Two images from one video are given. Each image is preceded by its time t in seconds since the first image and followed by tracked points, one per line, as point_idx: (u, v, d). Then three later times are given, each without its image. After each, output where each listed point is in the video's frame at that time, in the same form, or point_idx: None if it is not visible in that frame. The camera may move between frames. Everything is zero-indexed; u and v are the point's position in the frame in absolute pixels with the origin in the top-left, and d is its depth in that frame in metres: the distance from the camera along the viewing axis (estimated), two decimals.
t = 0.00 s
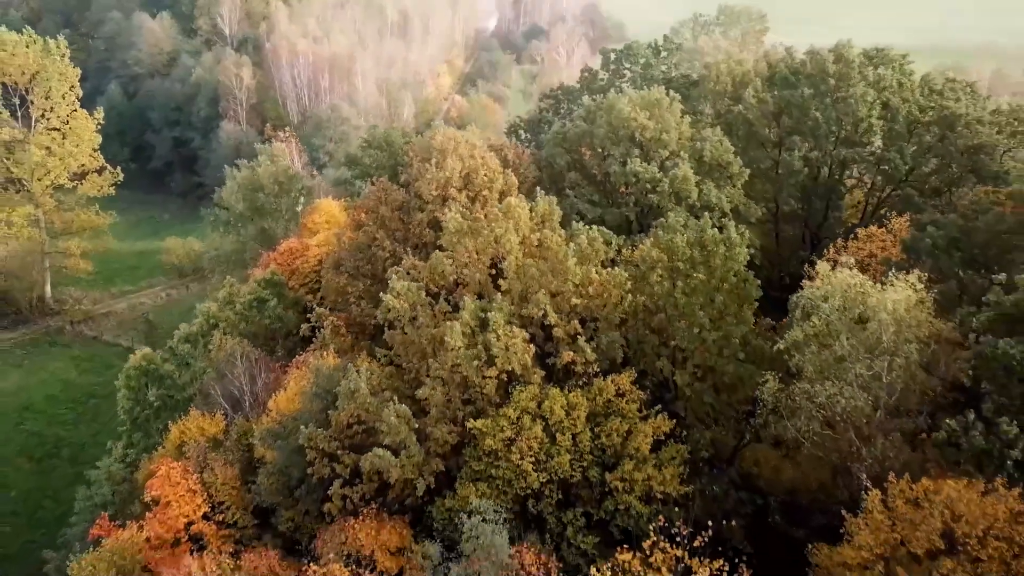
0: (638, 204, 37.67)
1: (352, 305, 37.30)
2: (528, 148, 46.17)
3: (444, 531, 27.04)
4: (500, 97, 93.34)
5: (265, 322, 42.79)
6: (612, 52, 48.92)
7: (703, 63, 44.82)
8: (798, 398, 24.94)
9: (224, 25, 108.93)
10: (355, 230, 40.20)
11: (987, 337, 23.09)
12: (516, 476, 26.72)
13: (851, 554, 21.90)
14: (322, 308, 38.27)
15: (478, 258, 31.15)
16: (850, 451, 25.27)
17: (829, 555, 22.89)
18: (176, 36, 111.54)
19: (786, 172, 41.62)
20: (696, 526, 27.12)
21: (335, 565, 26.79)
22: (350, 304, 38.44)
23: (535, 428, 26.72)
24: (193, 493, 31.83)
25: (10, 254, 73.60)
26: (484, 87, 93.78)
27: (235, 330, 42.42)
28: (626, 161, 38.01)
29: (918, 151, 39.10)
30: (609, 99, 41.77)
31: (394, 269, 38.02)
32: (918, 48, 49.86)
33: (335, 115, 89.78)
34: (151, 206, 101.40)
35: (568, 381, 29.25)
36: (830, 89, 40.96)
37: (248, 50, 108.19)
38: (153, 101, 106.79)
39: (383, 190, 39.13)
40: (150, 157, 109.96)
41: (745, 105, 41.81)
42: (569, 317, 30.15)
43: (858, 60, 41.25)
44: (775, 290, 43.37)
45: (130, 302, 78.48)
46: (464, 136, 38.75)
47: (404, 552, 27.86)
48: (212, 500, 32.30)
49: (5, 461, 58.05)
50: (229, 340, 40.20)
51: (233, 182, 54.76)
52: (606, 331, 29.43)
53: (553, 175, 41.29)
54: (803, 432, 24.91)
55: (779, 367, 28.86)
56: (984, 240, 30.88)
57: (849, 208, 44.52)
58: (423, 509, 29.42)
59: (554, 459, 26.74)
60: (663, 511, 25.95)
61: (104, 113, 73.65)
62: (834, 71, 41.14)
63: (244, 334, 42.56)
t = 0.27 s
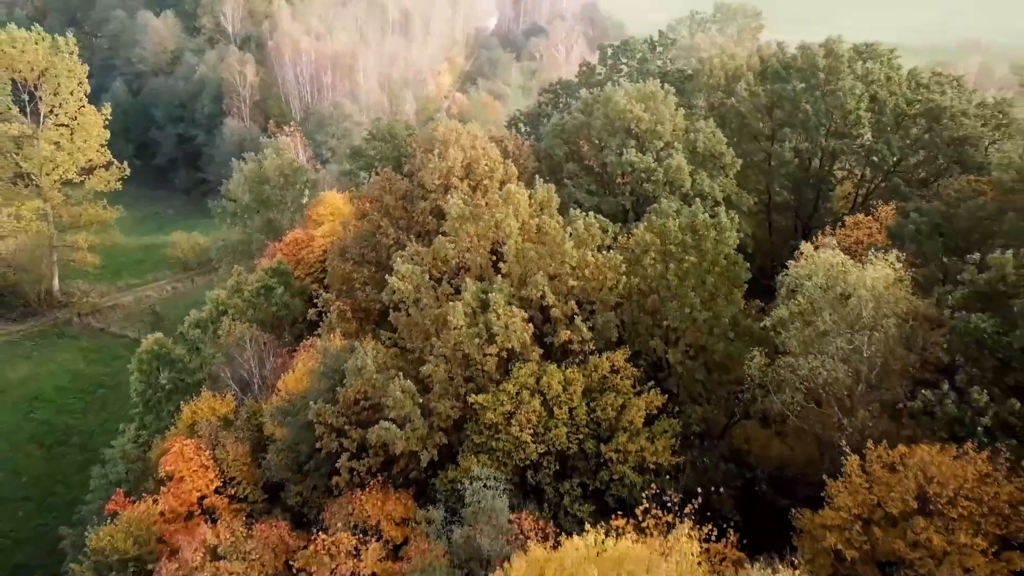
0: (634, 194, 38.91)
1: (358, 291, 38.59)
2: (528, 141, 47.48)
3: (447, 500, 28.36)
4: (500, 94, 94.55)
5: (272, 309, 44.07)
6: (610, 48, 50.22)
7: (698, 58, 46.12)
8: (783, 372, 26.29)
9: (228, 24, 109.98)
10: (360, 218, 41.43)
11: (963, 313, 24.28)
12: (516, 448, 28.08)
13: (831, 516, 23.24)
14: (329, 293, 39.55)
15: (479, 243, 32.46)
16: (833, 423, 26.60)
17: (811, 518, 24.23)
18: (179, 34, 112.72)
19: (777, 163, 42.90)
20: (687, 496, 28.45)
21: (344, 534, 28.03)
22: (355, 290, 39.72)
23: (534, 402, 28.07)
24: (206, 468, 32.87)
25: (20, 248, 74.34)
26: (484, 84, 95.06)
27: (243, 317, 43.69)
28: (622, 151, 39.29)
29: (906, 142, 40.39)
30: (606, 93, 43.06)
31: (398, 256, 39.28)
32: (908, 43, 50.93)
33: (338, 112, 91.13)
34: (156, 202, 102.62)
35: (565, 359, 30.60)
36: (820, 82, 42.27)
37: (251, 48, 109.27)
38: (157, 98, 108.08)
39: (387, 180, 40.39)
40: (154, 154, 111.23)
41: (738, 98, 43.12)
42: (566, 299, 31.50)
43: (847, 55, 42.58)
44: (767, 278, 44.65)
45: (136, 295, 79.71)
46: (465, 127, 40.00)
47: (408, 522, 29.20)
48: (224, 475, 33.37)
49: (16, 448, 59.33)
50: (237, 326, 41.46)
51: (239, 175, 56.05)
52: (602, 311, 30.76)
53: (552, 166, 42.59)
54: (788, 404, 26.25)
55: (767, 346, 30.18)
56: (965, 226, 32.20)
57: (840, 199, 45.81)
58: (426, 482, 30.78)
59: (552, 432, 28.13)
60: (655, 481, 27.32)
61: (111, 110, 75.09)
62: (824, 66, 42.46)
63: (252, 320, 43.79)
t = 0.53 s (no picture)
0: (631, 185, 39.96)
1: (363, 279, 39.68)
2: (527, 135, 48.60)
3: (449, 476, 29.46)
4: (500, 90, 95.41)
5: (278, 298, 45.17)
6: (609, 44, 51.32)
7: (693, 53, 47.23)
8: (772, 352, 27.43)
9: (231, 23, 110.67)
10: (364, 210, 42.40)
11: (939, 295, 25.69)
12: (516, 426, 29.21)
13: (817, 487, 24.41)
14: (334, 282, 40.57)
15: (480, 230, 33.57)
16: (819, 402, 27.77)
17: (798, 491, 25.35)
18: (183, 33, 113.77)
19: (771, 155, 44.00)
20: (680, 472, 29.61)
21: (351, 509, 29.00)
22: (360, 279, 40.81)
23: (533, 381, 29.19)
24: (216, 449, 33.44)
25: (29, 242, 74.57)
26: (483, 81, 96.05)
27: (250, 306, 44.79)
28: (619, 144, 40.39)
29: (897, 136, 41.26)
30: (604, 87, 44.14)
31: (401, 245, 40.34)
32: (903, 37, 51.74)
33: (339, 109, 92.24)
34: (159, 198, 103.64)
35: (564, 342, 31.73)
36: (812, 77, 43.34)
37: (254, 47, 110.32)
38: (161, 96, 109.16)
39: (391, 172, 41.45)
40: (159, 152, 112.52)
41: (732, 93, 44.27)
42: (564, 285, 32.62)
43: (839, 51, 43.64)
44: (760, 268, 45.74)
45: (141, 289, 80.75)
46: (466, 120, 40.99)
47: (412, 499, 30.26)
48: (233, 456, 33.95)
49: (26, 437, 60.46)
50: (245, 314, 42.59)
51: (244, 170, 57.18)
52: (599, 297, 31.92)
53: (551, 159, 43.75)
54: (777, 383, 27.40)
55: (758, 330, 31.29)
56: (950, 214, 33.29)
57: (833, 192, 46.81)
58: (430, 461, 31.86)
59: (550, 410, 29.27)
60: (650, 457, 28.43)
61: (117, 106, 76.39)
62: (816, 61, 43.56)
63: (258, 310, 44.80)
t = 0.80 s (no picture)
0: (628, 177, 41.10)
1: (367, 268, 40.81)
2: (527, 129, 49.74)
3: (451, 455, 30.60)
4: (500, 88, 96.47)
5: (284, 288, 46.31)
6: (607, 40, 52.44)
7: (689, 49, 48.36)
8: (761, 333, 28.57)
9: (233, 21, 111.59)
10: (368, 201, 43.53)
11: (921, 277, 27.01)
12: (515, 405, 30.34)
13: (803, 459, 25.56)
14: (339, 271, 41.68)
15: (481, 218, 34.64)
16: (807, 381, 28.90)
17: (786, 465, 26.50)
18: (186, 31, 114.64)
19: (764, 148, 45.14)
20: (674, 450, 30.74)
21: (357, 486, 29.98)
22: (364, 268, 41.91)
23: (532, 362, 30.33)
24: (226, 430, 34.56)
25: (35, 238, 74.57)
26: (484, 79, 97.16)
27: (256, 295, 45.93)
28: (616, 137, 41.51)
29: (887, 129, 42.28)
30: (602, 82, 45.27)
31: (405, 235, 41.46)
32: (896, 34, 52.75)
33: (341, 106, 93.31)
34: (163, 194, 104.51)
35: (562, 326, 32.87)
36: (805, 72, 44.46)
37: (257, 45, 111.41)
38: (164, 93, 110.07)
39: (394, 164, 42.59)
40: (162, 149, 113.48)
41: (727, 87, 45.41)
42: (563, 271, 33.74)
43: (831, 46, 44.77)
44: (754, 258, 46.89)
45: (146, 283, 81.79)
46: (468, 113, 42.11)
47: (416, 476, 31.24)
48: (242, 437, 35.07)
49: (35, 427, 61.55)
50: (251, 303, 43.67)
51: (250, 163, 58.31)
52: (597, 282, 33.05)
53: (550, 152, 44.90)
54: (766, 363, 28.53)
55: (750, 314, 32.41)
56: (936, 204, 34.44)
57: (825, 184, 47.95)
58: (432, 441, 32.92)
59: (549, 390, 30.42)
60: (644, 434, 29.62)
61: (123, 103, 77.63)
62: (808, 57, 44.70)
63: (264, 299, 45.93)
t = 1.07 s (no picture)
0: (625, 167, 42.43)
1: (372, 255, 42.15)
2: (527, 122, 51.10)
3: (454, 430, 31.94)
4: (499, 85, 97.74)
5: (290, 276, 47.66)
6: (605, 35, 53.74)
7: (684, 44, 49.68)
8: (749, 311, 29.93)
9: (237, 20, 112.78)
10: (372, 191, 44.88)
11: (902, 257, 28.40)
12: (515, 382, 31.68)
13: (788, 430, 26.93)
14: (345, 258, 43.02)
15: (482, 205, 35.93)
16: (794, 358, 30.27)
17: (772, 436, 27.87)
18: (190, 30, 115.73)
19: (757, 140, 46.50)
20: (667, 426, 32.11)
21: (363, 460, 31.21)
22: (369, 256, 43.27)
23: (531, 341, 31.70)
24: (237, 409, 35.92)
25: (43, 231, 75.94)
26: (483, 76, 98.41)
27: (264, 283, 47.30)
28: (613, 128, 42.85)
29: (876, 121, 43.61)
30: (599, 76, 46.59)
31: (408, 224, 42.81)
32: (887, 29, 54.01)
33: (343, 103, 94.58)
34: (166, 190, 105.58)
35: (560, 308, 34.23)
36: (796, 66, 45.79)
37: (260, 43, 112.67)
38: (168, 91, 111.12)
39: (398, 155, 43.92)
40: (167, 145, 114.70)
41: (721, 80, 46.74)
42: (561, 256, 35.11)
43: (821, 41, 46.08)
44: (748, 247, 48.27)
45: (152, 277, 83.04)
46: (469, 106, 43.45)
47: (420, 452, 32.38)
48: (253, 416, 36.43)
49: (46, 415, 62.92)
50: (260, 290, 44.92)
51: (256, 156, 59.66)
52: (593, 266, 34.42)
53: (549, 144, 46.25)
54: (754, 340, 29.88)
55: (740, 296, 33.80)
56: (920, 190, 35.80)
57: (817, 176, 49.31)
58: (435, 418, 34.14)
59: (547, 368, 31.81)
60: (637, 409, 30.97)
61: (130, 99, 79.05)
62: (800, 51, 46.03)
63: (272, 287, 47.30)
